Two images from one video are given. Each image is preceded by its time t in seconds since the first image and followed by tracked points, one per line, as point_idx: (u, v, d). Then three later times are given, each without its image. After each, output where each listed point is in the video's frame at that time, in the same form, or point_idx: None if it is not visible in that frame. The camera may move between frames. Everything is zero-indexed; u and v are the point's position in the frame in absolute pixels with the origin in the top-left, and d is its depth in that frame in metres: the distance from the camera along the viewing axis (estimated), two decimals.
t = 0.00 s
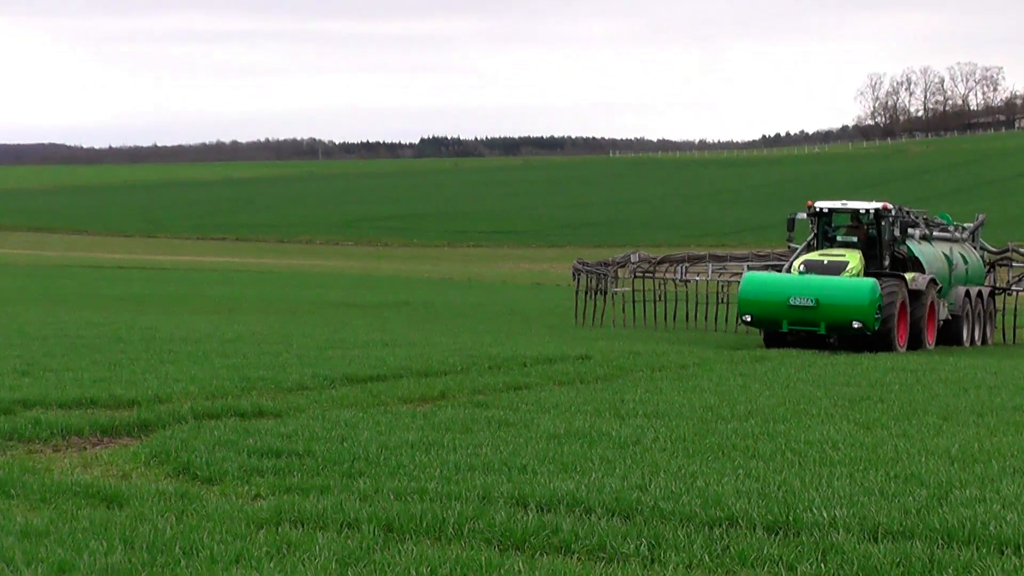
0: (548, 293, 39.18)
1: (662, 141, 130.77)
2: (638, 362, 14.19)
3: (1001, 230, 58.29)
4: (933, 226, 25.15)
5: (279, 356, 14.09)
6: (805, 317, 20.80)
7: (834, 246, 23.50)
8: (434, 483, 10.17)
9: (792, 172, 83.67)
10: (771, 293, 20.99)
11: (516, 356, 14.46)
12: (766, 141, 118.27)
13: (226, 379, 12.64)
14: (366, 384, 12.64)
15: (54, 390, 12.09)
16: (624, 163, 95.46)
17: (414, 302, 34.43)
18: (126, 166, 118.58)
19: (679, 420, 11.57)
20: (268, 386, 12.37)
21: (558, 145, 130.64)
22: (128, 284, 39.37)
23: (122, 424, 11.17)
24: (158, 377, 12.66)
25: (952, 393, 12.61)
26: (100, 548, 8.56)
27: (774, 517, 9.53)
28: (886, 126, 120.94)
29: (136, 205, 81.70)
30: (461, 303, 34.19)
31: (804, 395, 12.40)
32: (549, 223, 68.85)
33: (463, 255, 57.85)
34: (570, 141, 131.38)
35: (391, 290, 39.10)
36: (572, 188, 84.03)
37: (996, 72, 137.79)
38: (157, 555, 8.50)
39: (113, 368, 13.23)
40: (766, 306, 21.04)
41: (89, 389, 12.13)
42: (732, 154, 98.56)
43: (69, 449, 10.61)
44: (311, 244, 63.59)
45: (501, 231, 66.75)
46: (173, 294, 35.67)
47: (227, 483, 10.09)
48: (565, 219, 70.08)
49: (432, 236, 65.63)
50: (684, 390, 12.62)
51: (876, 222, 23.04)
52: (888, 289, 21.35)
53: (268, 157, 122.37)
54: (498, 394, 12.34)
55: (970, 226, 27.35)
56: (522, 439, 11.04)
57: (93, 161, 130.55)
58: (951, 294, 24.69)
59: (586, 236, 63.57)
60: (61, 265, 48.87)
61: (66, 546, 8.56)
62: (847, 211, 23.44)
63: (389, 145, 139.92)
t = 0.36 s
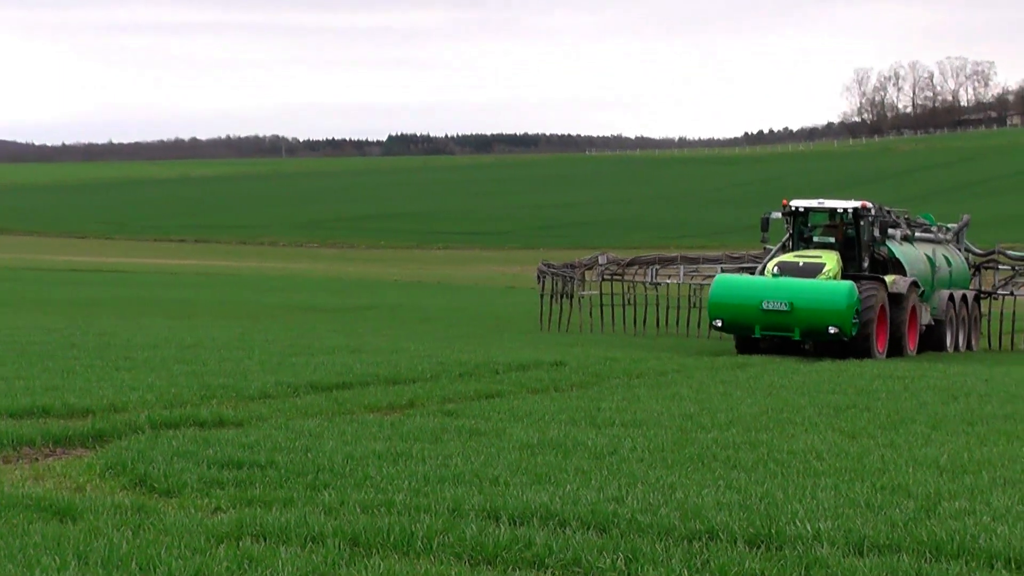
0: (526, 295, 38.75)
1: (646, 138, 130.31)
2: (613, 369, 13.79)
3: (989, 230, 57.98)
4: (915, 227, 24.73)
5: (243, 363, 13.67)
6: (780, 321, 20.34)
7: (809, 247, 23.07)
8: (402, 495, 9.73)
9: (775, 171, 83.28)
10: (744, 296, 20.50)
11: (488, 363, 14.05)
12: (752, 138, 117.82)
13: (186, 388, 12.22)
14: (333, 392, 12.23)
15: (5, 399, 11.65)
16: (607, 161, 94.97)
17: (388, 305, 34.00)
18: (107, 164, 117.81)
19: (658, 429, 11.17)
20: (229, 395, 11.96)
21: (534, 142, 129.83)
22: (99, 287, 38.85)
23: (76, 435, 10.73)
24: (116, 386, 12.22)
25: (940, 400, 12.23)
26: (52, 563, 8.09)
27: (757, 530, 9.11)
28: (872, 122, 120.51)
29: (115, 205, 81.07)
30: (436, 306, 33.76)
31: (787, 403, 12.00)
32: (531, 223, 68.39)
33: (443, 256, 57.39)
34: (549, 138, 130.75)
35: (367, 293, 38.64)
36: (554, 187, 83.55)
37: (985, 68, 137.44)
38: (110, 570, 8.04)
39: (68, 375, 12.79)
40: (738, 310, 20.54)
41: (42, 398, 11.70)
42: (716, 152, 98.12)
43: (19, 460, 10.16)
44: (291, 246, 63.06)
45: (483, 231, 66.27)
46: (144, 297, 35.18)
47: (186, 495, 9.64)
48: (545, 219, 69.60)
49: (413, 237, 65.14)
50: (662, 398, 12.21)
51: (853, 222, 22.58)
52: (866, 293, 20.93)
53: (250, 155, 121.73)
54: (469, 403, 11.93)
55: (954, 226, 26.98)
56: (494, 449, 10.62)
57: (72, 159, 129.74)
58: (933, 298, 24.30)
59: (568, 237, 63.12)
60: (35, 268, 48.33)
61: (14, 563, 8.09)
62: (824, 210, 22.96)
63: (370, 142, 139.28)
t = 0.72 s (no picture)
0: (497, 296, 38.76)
1: (618, 138, 130.65)
2: (586, 369, 13.80)
3: (962, 230, 58.26)
4: (882, 226, 24.71)
5: (214, 363, 13.65)
6: (742, 323, 20.11)
7: (774, 246, 22.64)
8: (374, 495, 9.72)
9: (748, 171, 83.50)
10: (706, 298, 20.27)
11: (461, 363, 14.05)
12: (724, 137, 118.13)
13: (158, 387, 12.20)
14: (306, 391, 12.23)
15: None
16: (581, 161, 95.09)
17: (358, 306, 33.96)
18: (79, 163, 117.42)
19: (631, 429, 11.18)
20: (201, 394, 11.95)
21: (504, 142, 129.96)
22: (68, 288, 38.69)
23: (46, 435, 10.71)
24: (87, 385, 12.19)
25: (913, 400, 12.28)
26: (23, 564, 8.05)
27: (729, 531, 9.12)
28: (845, 122, 120.94)
29: (90, 205, 80.80)
30: (406, 307, 33.74)
31: (761, 403, 12.02)
32: (505, 223, 68.40)
33: (416, 257, 57.35)
34: (519, 138, 130.91)
35: (338, 293, 38.60)
36: (526, 187, 83.64)
37: (957, 69, 138.26)
38: (80, 571, 8.01)
39: (38, 375, 12.74)
40: (700, 312, 20.31)
41: (13, 398, 11.66)
42: (689, 152, 98.39)
43: None
44: (266, 246, 62.95)
45: (458, 231, 66.26)
46: (110, 297, 35.02)
47: (157, 495, 9.61)
48: (518, 220, 69.63)
49: (389, 237, 65.08)
50: (635, 398, 12.22)
51: (819, 221, 22.34)
52: (829, 293, 20.82)
53: (222, 156, 121.53)
54: (441, 403, 11.92)
55: (922, 225, 27.04)
56: (467, 449, 10.62)
57: (43, 159, 129.29)
58: (900, 298, 24.34)
59: (543, 237, 63.13)
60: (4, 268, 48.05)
61: None
62: (788, 209, 22.63)
63: (341, 143, 139.25)
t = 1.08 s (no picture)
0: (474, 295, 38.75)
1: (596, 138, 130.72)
2: (565, 369, 13.81)
3: (942, 231, 58.42)
4: (854, 226, 24.76)
5: (191, 362, 13.63)
6: (711, 324, 19.98)
7: (744, 246, 22.56)
8: (352, 495, 9.71)
9: (726, 171, 83.56)
10: (673, 297, 20.09)
11: (439, 362, 14.05)
12: (702, 138, 118.14)
13: (134, 387, 12.18)
14: (285, 390, 12.22)
15: None
16: (560, 161, 95.09)
17: (334, 305, 33.93)
18: (57, 161, 117.02)
19: (610, 429, 11.19)
20: (178, 393, 11.93)
21: (481, 142, 129.90)
22: (42, 287, 38.56)
23: (23, 434, 10.70)
24: (64, 385, 12.16)
25: (893, 401, 12.29)
26: None
27: (707, 531, 9.13)
28: (824, 122, 121.07)
29: (70, 204, 80.55)
30: (382, 306, 33.71)
31: (738, 405, 12.03)
32: (486, 223, 68.36)
33: (396, 257, 57.29)
34: (496, 137, 130.85)
35: (316, 293, 38.56)
36: (504, 187, 83.60)
37: (934, 71, 138.56)
38: (57, 569, 7.99)
39: (15, 374, 12.72)
40: (666, 311, 20.14)
41: None
42: (667, 152, 98.48)
43: None
44: (246, 245, 62.81)
45: (438, 230, 66.21)
46: (81, 297, 34.82)
47: (134, 494, 9.59)
48: (498, 220, 69.59)
49: (369, 236, 64.99)
50: (612, 398, 12.23)
51: (788, 221, 22.26)
52: (799, 295, 20.70)
53: (201, 154, 121.29)
54: (420, 403, 11.92)
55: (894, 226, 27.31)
56: (445, 449, 10.63)
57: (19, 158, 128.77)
58: (871, 299, 24.35)
59: (524, 237, 63.10)
60: None
61: None
62: (757, 209, 22.52)
63: (319, 142, 138.99)
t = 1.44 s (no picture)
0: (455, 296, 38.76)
1: (577, 140, 130.83)
2: (547, 370, 13.80)
3: (924, 232, 58.54)
4: (828, 227, 24.76)
5: (173, 363, 13.62)
6: (680, 324, 19.88)
7: (714, 246, 22.48)
8: (332, 496, 9.71)
9: (709, 171, 83.63)
10: (643, 298, 19.99)
11: (421, 363, 14.04)
12: (684, 140, 118.21)
13: (115, 388, 12.17)
14: (265, 392, 12.20)
15: None
16: (544, 162, 95.17)
17: (313, 306, 33.88)
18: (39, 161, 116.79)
19: (591, 431, 11.20)
20: (159, 394, 11.92)
21: (462, 143, 129.95)
22: (21, 287, 38.48)
23: (3, 435, 10.68)
24: (43, 385, 12.14)
25: (872, 402, 12.31)
26: None
27: (687, 532, 9.13)
28: (806, 123, 121.29)
29: (55, 203, 80.40)
30: (361, 307, 33.69)
31: (720, 406, 12.03)
32: (470, 224, 68.36)
33: (380, 257, 57.26)
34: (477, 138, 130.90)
35: (297, 293, 38.53)
36: (486, 188, 83.53)
37: (915, 73, 138.97)
38: (36, 570, 7.96)
39: None
40: (637, 312, 20.03)
41: None
42: (649, 153, 98.64)
43: None
44: (231, 246, 62.73)
45: (423, 231, 66.19)
46: (56, 298, 34.68)
47: (115, 496, 9.57)
48: (481, 220, 69.60)
49: (354, 237, 64.94)
50: (594, 399, 12.23)
51: (759, 221, 22.16)
52: (772, 295, 20.57)
53: (183, 155, 121.19)
54: (401, 404, 11.91)
55: (869, 225, 27.49)
56: (426, 450, 10.63)
57: None
58: (846, 300, 24.34)
59: (508, 238, 63.10)
60: None
61: None
62: (729, 208, 22.43)
63: (301, 143, 138.96)
